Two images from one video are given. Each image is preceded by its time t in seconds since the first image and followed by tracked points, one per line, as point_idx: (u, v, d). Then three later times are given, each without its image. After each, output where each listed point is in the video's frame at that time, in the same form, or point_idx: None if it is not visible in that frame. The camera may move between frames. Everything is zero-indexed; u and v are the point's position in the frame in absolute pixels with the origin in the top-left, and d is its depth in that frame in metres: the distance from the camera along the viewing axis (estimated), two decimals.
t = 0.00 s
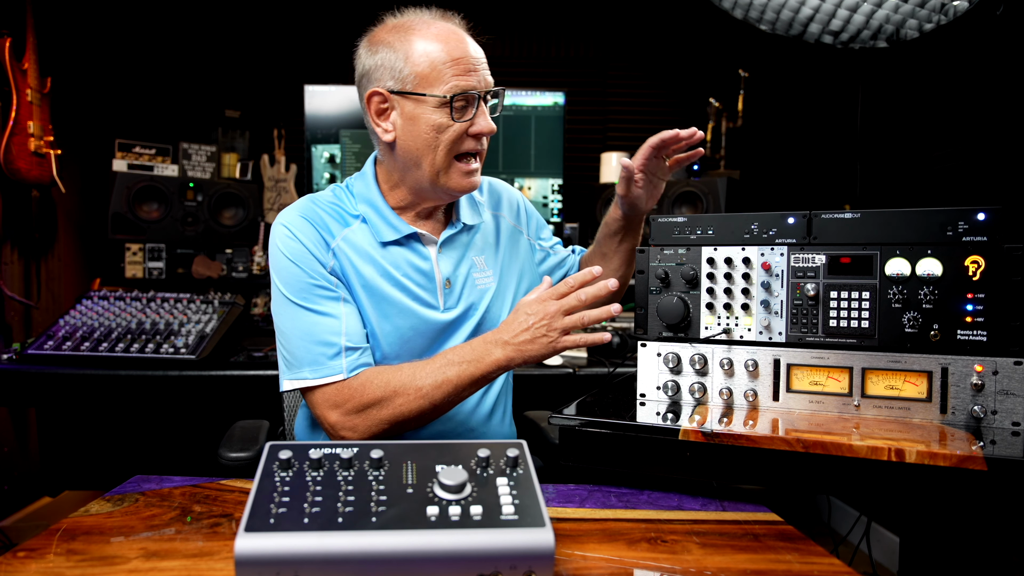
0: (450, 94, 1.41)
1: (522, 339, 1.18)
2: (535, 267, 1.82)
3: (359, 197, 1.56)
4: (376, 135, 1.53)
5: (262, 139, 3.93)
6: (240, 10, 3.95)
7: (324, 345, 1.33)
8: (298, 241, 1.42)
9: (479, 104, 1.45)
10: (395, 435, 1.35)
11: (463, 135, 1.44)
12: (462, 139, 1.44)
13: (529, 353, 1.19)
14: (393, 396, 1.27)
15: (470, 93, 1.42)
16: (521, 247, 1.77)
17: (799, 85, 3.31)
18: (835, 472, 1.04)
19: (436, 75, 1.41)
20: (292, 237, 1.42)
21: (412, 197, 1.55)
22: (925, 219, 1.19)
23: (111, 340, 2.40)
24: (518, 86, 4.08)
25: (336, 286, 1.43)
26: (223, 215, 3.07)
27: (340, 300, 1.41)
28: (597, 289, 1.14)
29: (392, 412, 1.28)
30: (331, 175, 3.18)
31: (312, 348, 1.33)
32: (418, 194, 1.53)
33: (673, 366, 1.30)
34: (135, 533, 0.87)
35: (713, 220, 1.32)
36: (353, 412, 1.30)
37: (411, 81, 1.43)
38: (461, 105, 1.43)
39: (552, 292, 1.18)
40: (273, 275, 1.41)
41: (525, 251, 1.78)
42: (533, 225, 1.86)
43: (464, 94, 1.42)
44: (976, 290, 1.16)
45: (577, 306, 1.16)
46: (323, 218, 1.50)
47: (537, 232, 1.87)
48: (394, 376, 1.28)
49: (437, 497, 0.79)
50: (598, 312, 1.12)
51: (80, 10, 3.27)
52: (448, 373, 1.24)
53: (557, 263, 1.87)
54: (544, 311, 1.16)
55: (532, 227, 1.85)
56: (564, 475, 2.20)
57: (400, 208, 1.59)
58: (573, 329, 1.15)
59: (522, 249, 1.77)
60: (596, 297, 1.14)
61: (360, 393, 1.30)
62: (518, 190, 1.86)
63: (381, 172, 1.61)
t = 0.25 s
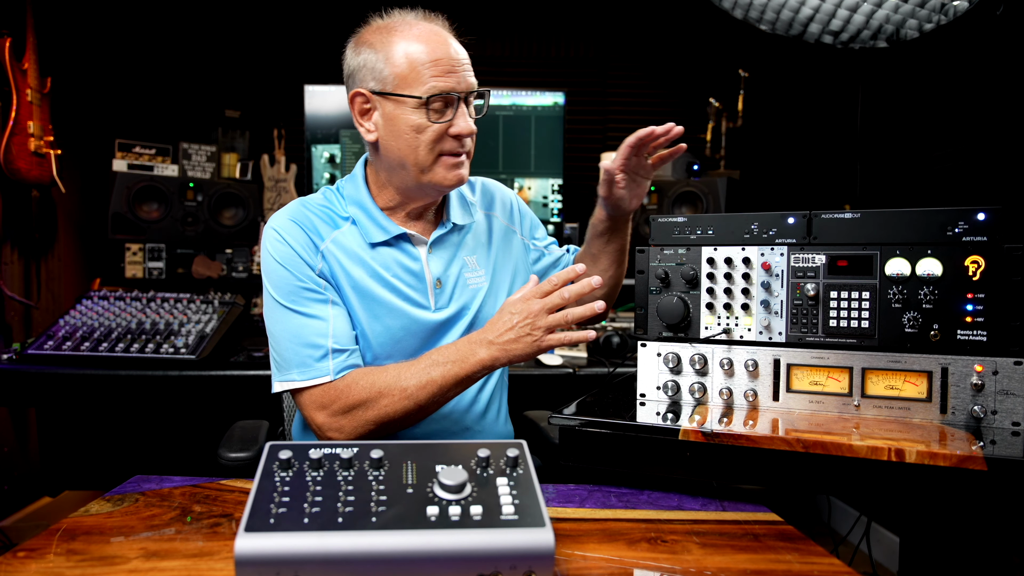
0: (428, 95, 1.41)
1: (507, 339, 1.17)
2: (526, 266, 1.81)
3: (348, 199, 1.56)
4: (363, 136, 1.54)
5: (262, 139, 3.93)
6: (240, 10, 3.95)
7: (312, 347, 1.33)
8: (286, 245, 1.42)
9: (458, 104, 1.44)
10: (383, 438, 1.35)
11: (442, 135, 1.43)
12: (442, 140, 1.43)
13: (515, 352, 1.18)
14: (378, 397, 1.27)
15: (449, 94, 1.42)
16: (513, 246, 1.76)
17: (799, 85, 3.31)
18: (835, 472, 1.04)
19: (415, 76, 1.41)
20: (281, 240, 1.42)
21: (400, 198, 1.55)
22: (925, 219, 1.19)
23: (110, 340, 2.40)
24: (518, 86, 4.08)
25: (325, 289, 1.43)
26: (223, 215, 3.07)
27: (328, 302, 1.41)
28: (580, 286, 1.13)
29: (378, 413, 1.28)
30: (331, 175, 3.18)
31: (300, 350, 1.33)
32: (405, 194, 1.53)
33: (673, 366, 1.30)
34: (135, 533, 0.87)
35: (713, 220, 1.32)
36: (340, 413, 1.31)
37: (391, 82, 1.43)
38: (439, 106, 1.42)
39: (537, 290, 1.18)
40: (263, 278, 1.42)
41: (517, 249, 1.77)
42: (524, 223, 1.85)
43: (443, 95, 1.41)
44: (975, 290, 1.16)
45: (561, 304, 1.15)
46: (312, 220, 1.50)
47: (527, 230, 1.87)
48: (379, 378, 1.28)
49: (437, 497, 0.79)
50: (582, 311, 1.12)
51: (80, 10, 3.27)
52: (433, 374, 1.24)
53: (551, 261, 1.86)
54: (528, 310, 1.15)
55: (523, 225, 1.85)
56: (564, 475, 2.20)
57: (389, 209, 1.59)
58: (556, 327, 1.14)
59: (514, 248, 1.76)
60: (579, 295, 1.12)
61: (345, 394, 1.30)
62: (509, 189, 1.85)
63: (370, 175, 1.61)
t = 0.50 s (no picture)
0: (396, 99, 1.40)
1: (473, 344, 1.18)
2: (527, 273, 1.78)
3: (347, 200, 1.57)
4: (355, 135, 1.60)
5: (262, 139, 3.93)
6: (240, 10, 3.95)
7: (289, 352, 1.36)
8: (277, 246, 1.45)
9: (428, 110, 1.41)
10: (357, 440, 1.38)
11: (408, 141, 1.42)
12: (408, 146, 1.42)
13: (482, 358, 1.18)
14: (345, 402, 1.30)
15: (416, 101, 1.40)
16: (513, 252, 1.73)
17: (799, 85, 3.31)
18: (835, 472, 1.04)
19: (388, 80, 1.41)
20: (274, 242, 1.45)
21: (388, 199, 1.56)
22: (925, 219, 1.19)
23: (110, 340, 2.40)
24: (518, 86, 4.08)
25: (312, 292, 1.45)
26: (223, 215, 3.07)
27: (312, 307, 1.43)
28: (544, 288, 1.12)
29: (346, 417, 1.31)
30: (331, 175, 3.18)
31: (277, 353, 1.37)
32: (389, 195, 1.54)
33: (673, 366, 1.30)
34: (135, 533, 0.87)
35: (713, 220, 1.32)
36: (310, 415, 1.35)
37: (371, 85, 1.46)
38: (407, 110, 1.41)
39: (503, 293, 1.18)
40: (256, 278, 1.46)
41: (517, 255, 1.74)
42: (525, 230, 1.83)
43: (409, 100, 1.40)
44: (975, 291, 1.16)
45: (524, 307, 1.14)
46: (309, 221, 1.52)
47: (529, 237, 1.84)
48: (347, 383, 1.31)
49: (438, 497, 0.79)
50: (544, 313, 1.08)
51: (80, 10, 3.27)
52: (399, 381, 1.25)
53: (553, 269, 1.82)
54: (490, 314, 1.17)
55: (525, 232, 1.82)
56: (564, 475, 2.20)
57: (384, 210, 1.59)
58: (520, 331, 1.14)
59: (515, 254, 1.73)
60: (541, 295, 1.12)
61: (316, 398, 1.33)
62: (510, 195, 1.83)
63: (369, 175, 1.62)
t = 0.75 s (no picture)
0: (394, 94, 1.41)
1: (411, 371, 1.08)
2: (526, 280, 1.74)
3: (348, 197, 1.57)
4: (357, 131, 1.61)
5: (262, 139, 3.93)
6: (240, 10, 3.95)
7: (261, 350, 1.38)
8: (269, 242, 1.48)
9: (425, 108, 1.41)
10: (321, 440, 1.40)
11: (405, 138, 1.42)
12: (405, 142, 1.42)
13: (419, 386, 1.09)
14: (298, 406, 1.30)
15: (414, 97, 1.40)
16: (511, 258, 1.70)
17: (799, 85, 3.31)
18: (835, 472, 1.04)
19: (387, 76, 1.42)
20: (266, 238, 1.48)
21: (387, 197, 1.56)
22: (925, 219, 1.19)
23: (111, 340, 2.40)
24: (518, 86, 4.08)
25: (296, 291, 1.47)
26: (223, 215, 3.07)
27: (292, 306, 1.45)
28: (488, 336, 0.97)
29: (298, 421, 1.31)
30: (331, 175, 3.18)
31: (250, 349, 1.39)
32: (388, 192, 1.54)
33: (673, 367, 1.30)
34: (135, 533, 0.87)
35: (713, 220, 1.32)
36: (268, 413, 1.37)
37: (371, 81, 1.47)
38: (405, 107, 1.42)
39: (446, 323, 1.04)
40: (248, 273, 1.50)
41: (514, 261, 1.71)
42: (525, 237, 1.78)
43: (407, 96, 1.40)
44: (975, 290, 1.16)
45: (460, 346, 1.02)
46: (306, 218, 1.54)
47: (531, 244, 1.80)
48: (302, 390, 1.31)
49: (437, 497, 0.79)
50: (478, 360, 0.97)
51: (80, 10, 3.27)
52: (342, 394, 1.21)
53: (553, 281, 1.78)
54: (428, 345, 1.05)
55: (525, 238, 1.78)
56: (564, 475, 2.20)
57: (383, 208, 1.59)
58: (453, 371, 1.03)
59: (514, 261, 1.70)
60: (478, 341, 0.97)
61: (274, 399, 1.36)
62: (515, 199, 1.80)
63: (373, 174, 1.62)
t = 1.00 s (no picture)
0: (391, 89, 1.41)
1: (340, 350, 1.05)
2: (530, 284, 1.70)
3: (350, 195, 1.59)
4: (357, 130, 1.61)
5: (262, 139, 3.93)
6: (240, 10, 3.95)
7: (249, 345, 1.44)
8: (268, 241, 1.53)
9: (422, 102, 1.41)
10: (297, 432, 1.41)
11: (402, 132, 1.42)
12: (402, 137, 1.42)
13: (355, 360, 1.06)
14: (266, 393, 1.33)
15: (410, 91, 1.40)
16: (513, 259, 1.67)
17: (799, 85, 3.31)
18: (835, 472, 1.04)
19: (385, 72, 1.43)
20: (266, 237, 1.54)
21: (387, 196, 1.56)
22: (925, 219, 1.19)
23: (111, 340, 2.40)
24: (518, 86, 4.08)
25: (290, 288, 1.51)
26: (223, 215, 3.07)
27: (283, 303, 1.49)
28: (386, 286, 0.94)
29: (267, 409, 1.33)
30: (331, 175, 3.18)
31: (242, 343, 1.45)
32: (387, 190, 1.54)
33: (673, 367, 1.30)
34: (135, 533, 0.87)
35: (713, 220, 1.32)
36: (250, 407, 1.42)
37: (370, 79, 1.48)
38: (403, 102, 1.42)
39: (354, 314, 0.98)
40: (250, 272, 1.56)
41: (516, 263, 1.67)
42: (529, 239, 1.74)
43: (404, 90, 1.40)
44: (975, 290, 1.16)
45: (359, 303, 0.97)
46: (307, 216, 1.57)
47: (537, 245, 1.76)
48: (270, 376, 1.34)
49: (438, 497, 0.79)
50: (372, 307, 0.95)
51: (80, 10, 3.27)
52: (297, 375, 1.23)
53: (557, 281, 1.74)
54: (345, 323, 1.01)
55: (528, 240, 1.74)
56: (564, 475, 2.20)
57: (384, 206, 1.59)
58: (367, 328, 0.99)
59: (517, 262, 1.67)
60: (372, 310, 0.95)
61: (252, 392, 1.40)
62: (521, 200, 1.77)
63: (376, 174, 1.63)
